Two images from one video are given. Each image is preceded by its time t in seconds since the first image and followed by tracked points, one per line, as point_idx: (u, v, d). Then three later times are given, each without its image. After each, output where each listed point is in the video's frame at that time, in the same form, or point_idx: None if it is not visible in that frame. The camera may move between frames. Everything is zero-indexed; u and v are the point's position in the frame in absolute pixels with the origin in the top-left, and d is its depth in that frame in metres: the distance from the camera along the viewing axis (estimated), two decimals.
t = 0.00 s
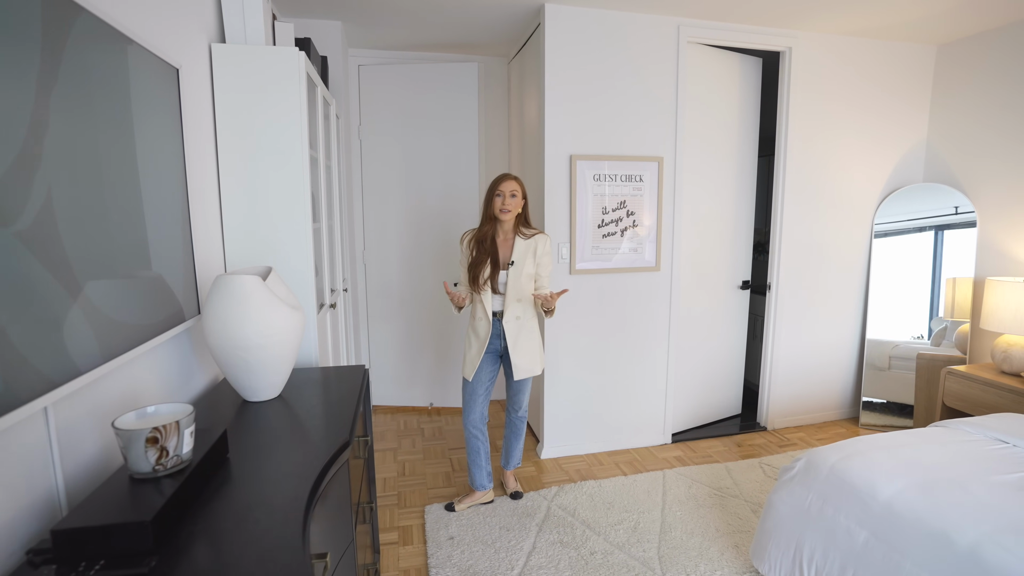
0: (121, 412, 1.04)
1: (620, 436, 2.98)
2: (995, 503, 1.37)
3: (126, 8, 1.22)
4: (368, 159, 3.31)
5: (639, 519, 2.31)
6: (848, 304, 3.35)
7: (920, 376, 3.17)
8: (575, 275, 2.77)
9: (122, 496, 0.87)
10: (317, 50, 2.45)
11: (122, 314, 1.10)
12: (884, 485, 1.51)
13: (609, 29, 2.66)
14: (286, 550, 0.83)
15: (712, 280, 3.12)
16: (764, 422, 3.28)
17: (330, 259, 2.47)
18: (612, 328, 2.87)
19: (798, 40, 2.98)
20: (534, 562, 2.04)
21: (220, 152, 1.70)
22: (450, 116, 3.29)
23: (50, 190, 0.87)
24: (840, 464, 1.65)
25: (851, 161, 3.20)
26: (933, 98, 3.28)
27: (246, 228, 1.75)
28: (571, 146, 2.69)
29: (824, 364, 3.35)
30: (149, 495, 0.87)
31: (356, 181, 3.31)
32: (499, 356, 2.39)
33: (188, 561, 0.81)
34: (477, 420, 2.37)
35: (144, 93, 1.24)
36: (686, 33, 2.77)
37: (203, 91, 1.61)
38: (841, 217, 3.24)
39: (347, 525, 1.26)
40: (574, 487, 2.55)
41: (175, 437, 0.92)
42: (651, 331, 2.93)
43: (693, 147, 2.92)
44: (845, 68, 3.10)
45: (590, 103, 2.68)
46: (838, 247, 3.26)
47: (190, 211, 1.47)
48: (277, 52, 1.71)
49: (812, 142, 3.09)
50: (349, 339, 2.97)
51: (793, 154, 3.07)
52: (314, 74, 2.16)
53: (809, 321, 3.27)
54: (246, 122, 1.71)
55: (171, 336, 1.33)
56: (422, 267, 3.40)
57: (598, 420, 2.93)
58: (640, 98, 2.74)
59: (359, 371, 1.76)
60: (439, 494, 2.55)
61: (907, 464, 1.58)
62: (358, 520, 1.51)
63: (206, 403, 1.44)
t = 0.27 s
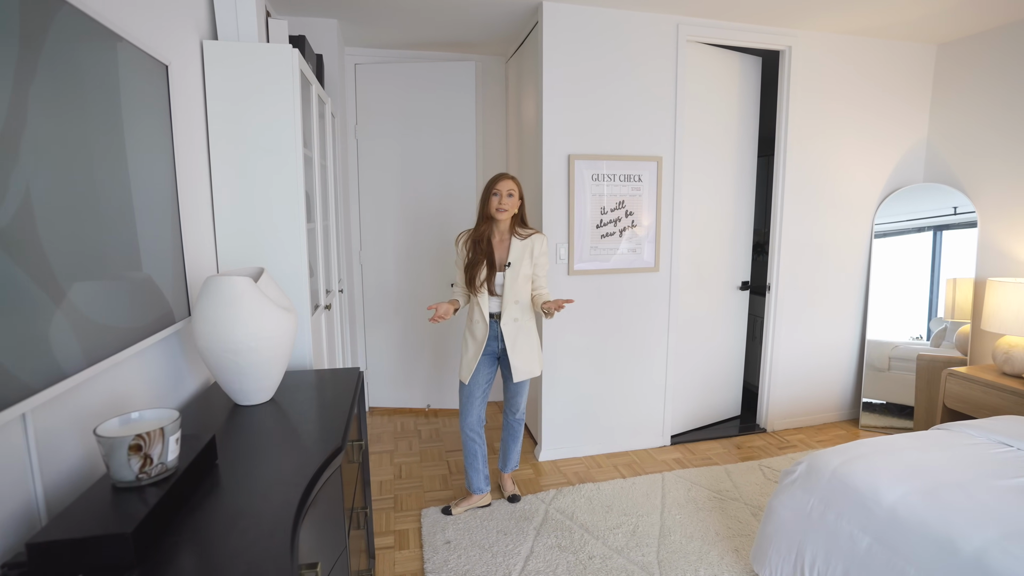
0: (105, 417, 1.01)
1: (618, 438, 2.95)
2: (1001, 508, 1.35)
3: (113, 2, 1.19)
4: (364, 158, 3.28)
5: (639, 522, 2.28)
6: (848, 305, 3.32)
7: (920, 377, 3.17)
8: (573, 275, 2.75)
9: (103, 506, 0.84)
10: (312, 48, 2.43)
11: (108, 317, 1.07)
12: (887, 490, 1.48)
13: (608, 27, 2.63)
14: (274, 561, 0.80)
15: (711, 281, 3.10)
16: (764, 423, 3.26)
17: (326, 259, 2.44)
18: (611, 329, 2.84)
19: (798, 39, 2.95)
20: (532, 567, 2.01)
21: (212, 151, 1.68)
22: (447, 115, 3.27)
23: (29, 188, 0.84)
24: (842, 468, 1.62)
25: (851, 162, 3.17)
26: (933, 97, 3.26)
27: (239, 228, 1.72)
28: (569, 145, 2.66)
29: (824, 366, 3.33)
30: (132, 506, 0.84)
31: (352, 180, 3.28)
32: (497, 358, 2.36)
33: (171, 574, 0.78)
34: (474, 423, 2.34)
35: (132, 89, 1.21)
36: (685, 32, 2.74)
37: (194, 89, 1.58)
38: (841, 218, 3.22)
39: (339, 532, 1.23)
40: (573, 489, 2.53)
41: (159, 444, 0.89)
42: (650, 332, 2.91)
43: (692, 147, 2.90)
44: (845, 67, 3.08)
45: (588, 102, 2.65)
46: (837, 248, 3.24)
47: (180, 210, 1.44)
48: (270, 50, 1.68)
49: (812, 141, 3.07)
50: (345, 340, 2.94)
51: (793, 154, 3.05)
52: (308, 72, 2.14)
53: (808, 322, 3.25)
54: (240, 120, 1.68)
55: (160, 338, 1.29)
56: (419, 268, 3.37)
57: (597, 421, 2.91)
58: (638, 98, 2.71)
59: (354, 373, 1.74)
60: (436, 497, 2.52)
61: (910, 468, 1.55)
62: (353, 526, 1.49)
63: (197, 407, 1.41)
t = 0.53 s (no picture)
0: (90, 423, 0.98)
1: (618, 440, 2.92)
2: (1010, 514, 1.32)
3: None
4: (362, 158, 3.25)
5: (639, 526, 2.25)
6: (850, 305, 3.30)
7: (922, 378, 3.15)
8: (573, 276, 2.72)
9: (84, 517, 0.81)
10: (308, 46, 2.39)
11: (93, 319, 1.04)
12: (894, 494, 1.45)
13: (608, 24, 2.60)
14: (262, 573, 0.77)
15: (711, 281, 3.07)
16: (765, 425, 3.23)
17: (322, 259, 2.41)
18: (611, 329, 2.81)
19: (799, 36, 2.92)
20: (530, 571, 1.98)
21: (205, 150, 1.64)
22: (445, 114, 3.24)
23: (7, 185, 0.81)
24: (846, 472, 1.59)
25: (853, 161, 3.15)
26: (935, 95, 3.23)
27: (232, 228, 1.69)
28: (568, 144, 2.63)
29: (826, 366, 3.30)
30: (114, 517, 0.81)
31: (350, 180, 3.24)
32: (495, 360, 2.32)
33: None
34: (473, 425, 2.31)
35: (120, 84, 1.17)
36: (686, 29, 2.71)
37: (185, 85, 1.55)
38: (843, 217, 3.19)
39: (332, 539, 1.21)
40: (572, 492, 2.50)
41: (143, 452, 0.86)
42: (651, 333, 2.88)
43: (693, 145, 2.87)
44: (847, 65, 3.05)
45: (587, 100, 2.62)
46: (839, 247, 3.21)
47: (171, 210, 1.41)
48: (264, 46, 1.64)
49: (813, 140, 3.04)
50: (342, 341, 2.91)
51: (795, 152, 3.02)
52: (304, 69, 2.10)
53: (810, 323, 3.22)
54: (233, 117, 1.65)
55: (149, 340, 1.26)
56: (418, 268, 3.34)
57: (596, 423, 2.88)
58: (638, 96, 2.68)
59: (350, 375, 1.71)
60: (434, 500, 2.49)
61: (917, 472, 1.52)
62: (347, 532, 1.46)
63: (188, 411, 1.38)
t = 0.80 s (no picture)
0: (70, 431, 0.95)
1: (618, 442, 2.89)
2: (1021, 521, 1.28)
3: None
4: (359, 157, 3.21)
5: (639, 530, 2.22)
6: (851, 306, 3.27)
7: (925, 379, 3.12)
8: (572, 276, 2.69)
9: (59, 530, 0.77)
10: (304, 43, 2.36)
11: (76, 322, 1.00)
12: (900, 500, 1.42)
13: (607, 21, 2.57)
14: None
15: (712, 281, 3.04)
16: (766, 427, 3.20)
17: (317, 259, 2.38)
18: (610, 331, 2.78)
19: (801, 34, 2.89)
20: None
21: (196, 148, 1.61)
22: (443, 112, 3.20)
23: None
24: (850, 476, 1.56)
25: (855, 160, 3.11)
26: (937, 94, 3.20)
27: (223, 227, 1.65)
28: (567, 143, 2.60)
29: (827, 368, 3.27)
30: (91, 530, 0.78)
31: (346, 179, 3.21)
32: (492, 361, 2.29)
33: None
34: (470, 428, 2.28)
35: (108, 80, 1.14)
36: (687, 26, 2.68)
37: (175, 82, 1.51)
38: (844, 216, 3.16)
39: (323, 548, 1.17)
40: (571, 496, 2.47)
41: (123, 461, 0.83)
42: (650, 334, 2.84)
43: (693, 144, 2.83)
44: (849, 63, 3.02)
45: (587, 99, 2.59)
46: (841, 247, 3.18)
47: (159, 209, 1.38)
48: (256, 42, 1.61)
49: (815, 139, 3.01)
50: (338, 342, 2.87)
51: (796, 151, 2.98)
52: (298, 66, 2.07)
53: (811, 323, 3.19)
54: (225, 114, 1.62)
55: (136, 343, 1.22)
56: (415, 268, 3.31)
57: (596, 425, 2.85)
58: (638, 94, 2.65)
59: (344, 378, 1.67)
60: (431, 504, 2.46)
61: (923, 477, 1.49)
62: (340, 539, 1.43)
63: (177, 415, 1.34)
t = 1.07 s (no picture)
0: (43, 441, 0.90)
1: (617, 444, 2.86)
2: None
3: None
4: (354, 156, 3.18)
5: (638, 535, 2.18)
6: (853, 307, 3.23)
7: (927, 380, 3.10)
8: (570, 277, 2.65)
9: (25, 548, 0.73)
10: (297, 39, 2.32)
11: (50, 326, 0.96)
12: (906, 507, 1.38)
13: (605, 18, 2.53)
14: None
15: (711, 282, 3.00)
16: (766, 429, 3.17)
17: (311, 260, 2.34)
18: (609, 332, 2.74)
19: (802, 32, 2.86)
20: None
21: (184, 147, 1.57)
22: (439, 111, 3.16)
23: None
24: (854, 482, 1.52)
25: (856, 159, 3.08)
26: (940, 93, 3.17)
27: (212, 227, 1.61)
28: (565, 142, 2.56)
29: (828, 369, 3.24)
30: (59, 548, 0.74)
31: (342, 178, 3.17)
32: (489, 364, 2.26)
33: None
34: (466, 431, 2.24)
35: (87, 74, 1.10)
36: (686, 24, 2.64)
37: (162, 79, 1.47)
38: (846, 216, 3.12)
39: (310, 558, 1.14)
40: (569, 500, 2.43)
41: (95, 474, 0.79)
42: (650, 335, 2.81)
43: (693, 143, 2.80)
44: (850, 61, 2.98)
45: (585, 97, 2.55)
46: (842, 247, 3.14)
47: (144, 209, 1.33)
48: (245, 37, 1.57)
49: (815, 138, 2.98)
50: (333, 343, 2.83)
51: (797, 150, 2.95)
52: (290, 63, 2.03)
53: (812, 324, 3.15)
54: (214, 111, 1.58)
55: (119, 347, 1.18)
56: (412, 269, 3.27)
57: (594, 428, 2.81)
58: (637, 92, 2.61)
59: (336, 382, 1.64)
60: (427, 508, 2.42)
61: (929, 483, 1.45)
62: (332, 547, 1.39)
63: (162, 422, 1.30)
